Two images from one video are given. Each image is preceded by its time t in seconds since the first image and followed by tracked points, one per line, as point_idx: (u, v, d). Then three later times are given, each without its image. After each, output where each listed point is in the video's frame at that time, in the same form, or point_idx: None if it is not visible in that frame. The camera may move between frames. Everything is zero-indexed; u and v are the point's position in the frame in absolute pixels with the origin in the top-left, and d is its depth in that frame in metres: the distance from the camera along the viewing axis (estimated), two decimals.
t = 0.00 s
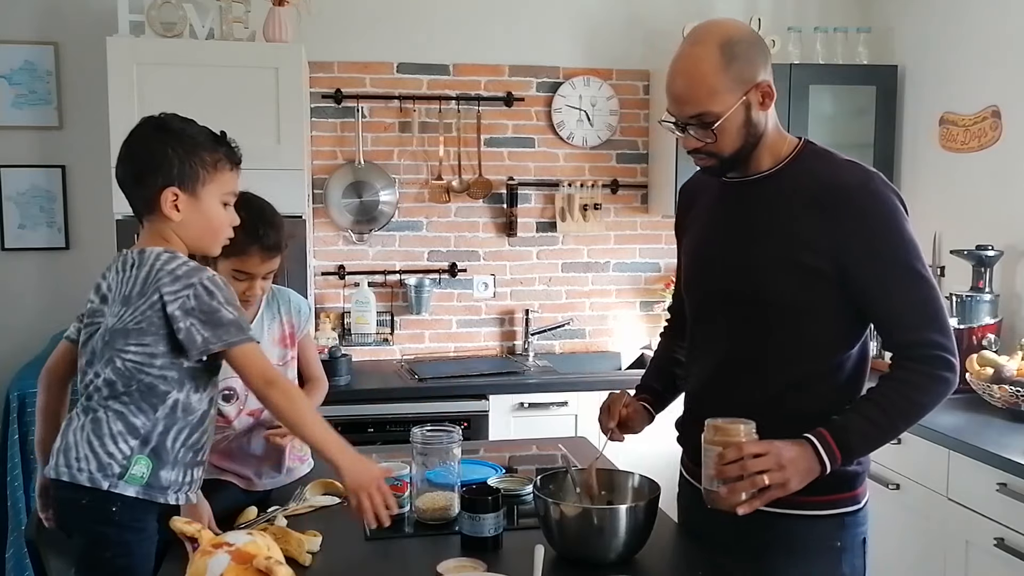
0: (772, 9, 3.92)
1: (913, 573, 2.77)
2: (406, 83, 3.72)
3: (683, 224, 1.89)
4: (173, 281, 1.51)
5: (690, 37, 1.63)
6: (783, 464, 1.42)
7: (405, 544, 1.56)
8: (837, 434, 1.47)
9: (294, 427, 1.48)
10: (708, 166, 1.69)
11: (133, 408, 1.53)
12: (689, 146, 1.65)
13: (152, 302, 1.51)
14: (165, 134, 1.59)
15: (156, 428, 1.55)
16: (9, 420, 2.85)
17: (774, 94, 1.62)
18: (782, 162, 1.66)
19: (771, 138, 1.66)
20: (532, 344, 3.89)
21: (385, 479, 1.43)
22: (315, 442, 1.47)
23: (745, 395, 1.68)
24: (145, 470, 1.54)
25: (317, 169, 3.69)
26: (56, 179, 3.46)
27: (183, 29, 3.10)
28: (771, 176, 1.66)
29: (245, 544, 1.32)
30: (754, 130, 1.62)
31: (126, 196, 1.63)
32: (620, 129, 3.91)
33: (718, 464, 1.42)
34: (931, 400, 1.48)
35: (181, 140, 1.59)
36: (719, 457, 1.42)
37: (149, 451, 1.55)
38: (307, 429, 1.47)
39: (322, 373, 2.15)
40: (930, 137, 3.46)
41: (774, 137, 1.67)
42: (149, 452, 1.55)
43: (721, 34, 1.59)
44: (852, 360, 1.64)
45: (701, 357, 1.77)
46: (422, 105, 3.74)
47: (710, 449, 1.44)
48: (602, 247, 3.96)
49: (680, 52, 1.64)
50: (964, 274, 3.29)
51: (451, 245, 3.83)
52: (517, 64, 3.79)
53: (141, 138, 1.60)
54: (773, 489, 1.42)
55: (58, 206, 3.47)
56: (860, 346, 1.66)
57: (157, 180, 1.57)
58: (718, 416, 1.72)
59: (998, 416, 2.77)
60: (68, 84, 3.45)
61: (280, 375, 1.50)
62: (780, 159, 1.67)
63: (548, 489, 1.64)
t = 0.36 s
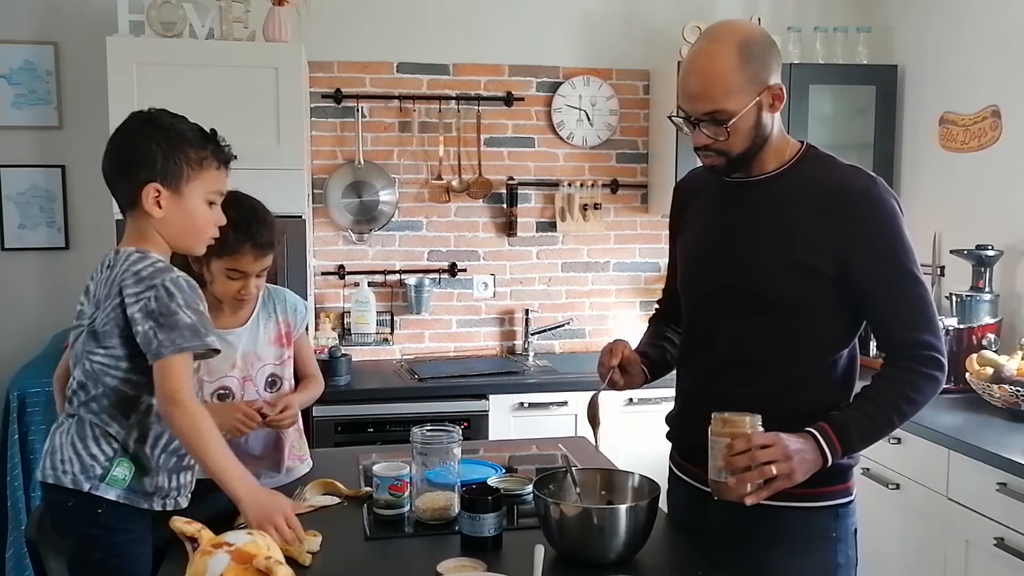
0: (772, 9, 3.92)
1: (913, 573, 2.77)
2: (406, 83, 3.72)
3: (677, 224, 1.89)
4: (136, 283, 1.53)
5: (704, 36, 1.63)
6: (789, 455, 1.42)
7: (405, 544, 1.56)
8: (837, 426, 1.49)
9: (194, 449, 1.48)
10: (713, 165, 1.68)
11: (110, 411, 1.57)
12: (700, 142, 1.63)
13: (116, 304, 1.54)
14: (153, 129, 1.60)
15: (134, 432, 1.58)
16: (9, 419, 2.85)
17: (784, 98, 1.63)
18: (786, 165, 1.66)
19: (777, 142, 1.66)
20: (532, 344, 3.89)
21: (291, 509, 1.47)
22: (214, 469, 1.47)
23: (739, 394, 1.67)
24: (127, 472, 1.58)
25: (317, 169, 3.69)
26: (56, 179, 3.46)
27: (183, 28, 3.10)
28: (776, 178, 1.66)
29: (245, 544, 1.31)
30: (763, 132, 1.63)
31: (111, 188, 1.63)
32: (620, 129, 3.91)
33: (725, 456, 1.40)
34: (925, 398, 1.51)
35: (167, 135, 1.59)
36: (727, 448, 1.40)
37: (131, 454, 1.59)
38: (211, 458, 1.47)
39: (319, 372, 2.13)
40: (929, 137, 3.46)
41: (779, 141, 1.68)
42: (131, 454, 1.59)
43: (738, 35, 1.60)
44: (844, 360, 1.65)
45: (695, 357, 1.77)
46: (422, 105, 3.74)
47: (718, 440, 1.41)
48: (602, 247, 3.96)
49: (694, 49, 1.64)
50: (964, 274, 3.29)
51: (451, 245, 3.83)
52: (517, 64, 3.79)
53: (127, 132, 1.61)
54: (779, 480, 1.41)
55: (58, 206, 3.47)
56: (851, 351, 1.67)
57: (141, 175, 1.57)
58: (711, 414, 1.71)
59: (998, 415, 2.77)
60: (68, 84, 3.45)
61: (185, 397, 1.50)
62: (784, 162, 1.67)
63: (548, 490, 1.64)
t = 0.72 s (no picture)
0: (772, 9, 3.92)
1: (913, 573, 2.78)
2: (406, 83, 3.72)
3: (671, 227, 1.89)
4: (107, 289, 1.56)
5: (698, 37, 1.64)
6: (779, 451, 1.42)
7: (405, 544, 1.56)
8: (828, 422, 1.48)
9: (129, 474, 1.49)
10: (707, 166, 1.68)
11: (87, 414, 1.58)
12: (694, 145, 1.64)
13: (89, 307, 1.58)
14: (169, 135, 1.61)
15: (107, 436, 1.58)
16: (9, 419, 2.85)
17: (776, 100, 1.63)
18: (776, 164, 1.67)
19: (768, 141, 1.67)
20: (532, 344, 3.89)
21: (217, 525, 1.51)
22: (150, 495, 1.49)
23: (734, 394, 1.67)
24: (104, 475, 1.58)
25: (317, 169, 3.69)
26: (56, 179, 3.46)
27: (183, 28, 3.10)
28: (768, 176, 1.66)
29: (245, 544, 1.31)
30: (756, 133, 1.63)
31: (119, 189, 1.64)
32: (620, 128, 3.91)
33: (715, 452, 1.42)
34: (918, 393, 1.50)
35: (183, 143, 1.61)
36: (717, 445, 1.42)
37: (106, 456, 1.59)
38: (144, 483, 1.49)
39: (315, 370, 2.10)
40: (929, 137, 3.46)
41: (770, 140, 1.68)
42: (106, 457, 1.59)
43: (731, 38, 1.60)
44: (839, 358, 1.65)
45: (690, 357, 1.77)
46: (422, 106, 3.74)
47: (707, 438, 1.44)
48: (602, 247, 3.96)
49: (687, 51, 1.64)
50: (964, 274, 3.29)
51: (451, 245, 3.83)
52: (518, 65, 3.79)
53: (145, 133, 1.62)
54: (769, 476, 1.42)
55: (58, 206, 3.47)
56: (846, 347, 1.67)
57: (150, 178, 1.58)
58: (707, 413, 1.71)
59: (998, 416, 2.76)
60: (68, 84, 3.45)
61: (126, 416, 1.50)
62: (776, 160, 1.67)
63: (548, 490, 1.64)
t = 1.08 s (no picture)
0: (772, 9, 3.92)
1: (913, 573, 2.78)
2: (406, 83, 3.72)
3: (667, 229, 1.89)
4: (128, 317, 1.55)
5: (695, 39, 1.64)
6: (781, 447, 1.42)
7: (405, 544, 1.56)
8: (831, 420, 1.48)
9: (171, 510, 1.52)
10: (703, 169, 1.68)
11: (54, 425, 1.58)
12: (691, 146, 1.64)
13: (104, 328, 1.57)
14: (218, 181, 1.61)
15: (72, 448, 1.58)
16: (8, 419, 2.85)
17: (772, 102, 1.64)
18: (773, 164, 1.67)
19: (763, 142, 1.67)
20: (532, 344, 3.89)
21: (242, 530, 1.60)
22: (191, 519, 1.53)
23: (734, 394, 1.67)
24: (66, 483, 1.58)
25: (317, 169, 3.69)
26: (56, 179, 3.46)
27: (183, 28, 3.10)
28: (765, 176, 1.67)
29: (245, 544, 1.31)
30: (752, 134, 1.63)
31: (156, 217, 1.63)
32: (620, 129, 3.91)
33: (717, 451, 1.43)
34: (920, 388, 1.50)
35: (228, 190, 1.60)
36: (718, 443, 1.42)
37: (70, 465, 1.59)
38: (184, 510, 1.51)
39: (319, 375, 2.13)
40: (929, 137, 3.46)
41: (765, 141, 1.69)
42: (70, 465, 1.59)
43: (729, 41, 1.61)
44: (840, 356, 1.65)
45: (689, 358, 1.76)
46: (422, 105, 3.74)
47: (710, 437, 1.44)
48: (602, 247, 3.96)
49: (682, 55, 1.64)
50: (964, 274, 3.29)
51: (451, 245, 3.83)
52: (518, 64, 3.79)
53: (195, 172, 1.62)
54: (773, 473, 1.42)
55: (58, 206, 3.47)
56: (846, 346, 1.67)
57: (188, 220, 1.57)
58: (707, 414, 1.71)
59: (998, 416, 2.76)
60: (68, 84, 3.45)
61: (173, 452, 1.54)
62: (771, 161, 1.68)
63: (548, 490, 1.64)
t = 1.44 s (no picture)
0: (772, 9, 3.92)
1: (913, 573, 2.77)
2: (406, 83, 3.72)
3: (668, 230, 1.89)
4: (128, 317, 1.55)
5: (698, 39, 1.64)
6: (784, 444, 1.42)
7: (405, 544, 1.56)
8: (833, 416, 1.49)
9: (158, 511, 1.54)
10: (705, 169, 1.68)
11: (51, 425, 1.58)
12: (693, 145, 1.64)
13: (103, 328, 1.57)
14: (243, 199, 1.61)
15: (69, 448, 1.58)
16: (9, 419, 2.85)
17: (774, 103, 1.64)
18: (774, 164, 1.67)
19: (764, 142, 1.67)
20: (532, 344, 3.89)
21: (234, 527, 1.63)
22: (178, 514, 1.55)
23: (737, 393, 1.67)
24: (63, 482, 1.58)
25: (317, 169, 3.69)
26: (56, 179, 3.46)
27: (183, 29, 3.10)
28: (767, 174, 1.67)
29: (245, 544, 1.31)
30: (754, 135, 1.63)
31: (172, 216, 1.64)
32: (620, 129, 3.91)
33: (720, 448, 1.42)
34: (921, 385, 1.50)
35: (249, 211, 1.60)
36: (721, 440, 1.42)
37: (67, 464, 1.59)
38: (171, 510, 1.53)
39: (323, 382, 2.10)
40: (929, 137, 3.46)
41: (766, 141, 1.69)
42: (67, 464, 1.59)
43: (732, 41, 1.61)
44: (843, 355, 1.65)
45: (691, 359, 1.77)
46: (422, 106, 3.74)
47: (712, 433, 1.44)
48: (602, 247, 3.96)
49: (686, 54, 1.64)
50: (964, 274, 3.29)
51: (451, 245, 3.83)
52: (518, 64, 3.79)
53: (224, 185, 1.62)
54: (774, 469, 1.42)
55: (58, 206, 3.47)
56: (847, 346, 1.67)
57: (200, 229, 1.57)
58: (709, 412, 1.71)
59: (998, 416, 2.76)
60: (68, 84, 3.45)
61: (166, 457, 1.55)
62: (773, 160, 1.68)
63: (548, 490, 1.64)
